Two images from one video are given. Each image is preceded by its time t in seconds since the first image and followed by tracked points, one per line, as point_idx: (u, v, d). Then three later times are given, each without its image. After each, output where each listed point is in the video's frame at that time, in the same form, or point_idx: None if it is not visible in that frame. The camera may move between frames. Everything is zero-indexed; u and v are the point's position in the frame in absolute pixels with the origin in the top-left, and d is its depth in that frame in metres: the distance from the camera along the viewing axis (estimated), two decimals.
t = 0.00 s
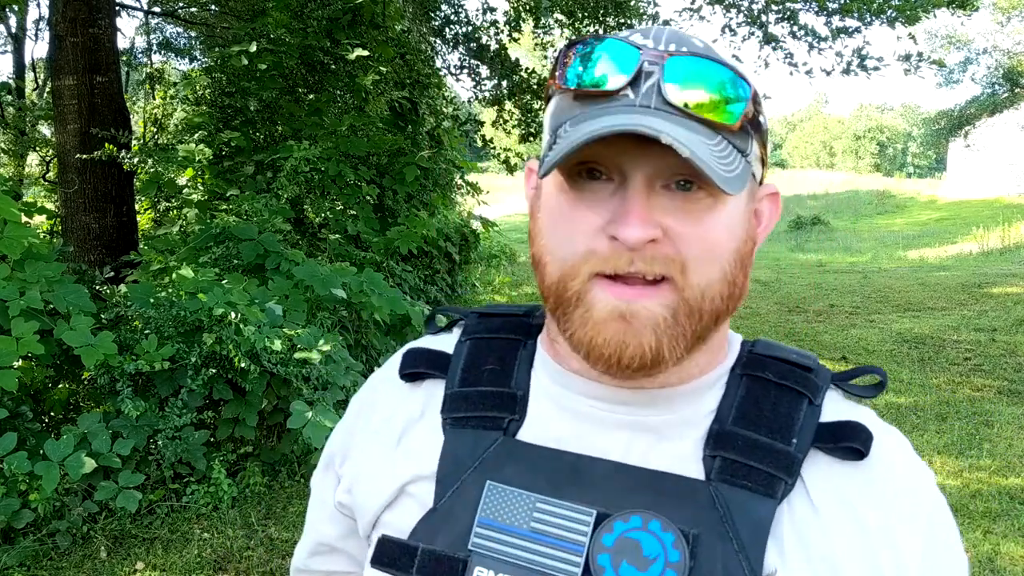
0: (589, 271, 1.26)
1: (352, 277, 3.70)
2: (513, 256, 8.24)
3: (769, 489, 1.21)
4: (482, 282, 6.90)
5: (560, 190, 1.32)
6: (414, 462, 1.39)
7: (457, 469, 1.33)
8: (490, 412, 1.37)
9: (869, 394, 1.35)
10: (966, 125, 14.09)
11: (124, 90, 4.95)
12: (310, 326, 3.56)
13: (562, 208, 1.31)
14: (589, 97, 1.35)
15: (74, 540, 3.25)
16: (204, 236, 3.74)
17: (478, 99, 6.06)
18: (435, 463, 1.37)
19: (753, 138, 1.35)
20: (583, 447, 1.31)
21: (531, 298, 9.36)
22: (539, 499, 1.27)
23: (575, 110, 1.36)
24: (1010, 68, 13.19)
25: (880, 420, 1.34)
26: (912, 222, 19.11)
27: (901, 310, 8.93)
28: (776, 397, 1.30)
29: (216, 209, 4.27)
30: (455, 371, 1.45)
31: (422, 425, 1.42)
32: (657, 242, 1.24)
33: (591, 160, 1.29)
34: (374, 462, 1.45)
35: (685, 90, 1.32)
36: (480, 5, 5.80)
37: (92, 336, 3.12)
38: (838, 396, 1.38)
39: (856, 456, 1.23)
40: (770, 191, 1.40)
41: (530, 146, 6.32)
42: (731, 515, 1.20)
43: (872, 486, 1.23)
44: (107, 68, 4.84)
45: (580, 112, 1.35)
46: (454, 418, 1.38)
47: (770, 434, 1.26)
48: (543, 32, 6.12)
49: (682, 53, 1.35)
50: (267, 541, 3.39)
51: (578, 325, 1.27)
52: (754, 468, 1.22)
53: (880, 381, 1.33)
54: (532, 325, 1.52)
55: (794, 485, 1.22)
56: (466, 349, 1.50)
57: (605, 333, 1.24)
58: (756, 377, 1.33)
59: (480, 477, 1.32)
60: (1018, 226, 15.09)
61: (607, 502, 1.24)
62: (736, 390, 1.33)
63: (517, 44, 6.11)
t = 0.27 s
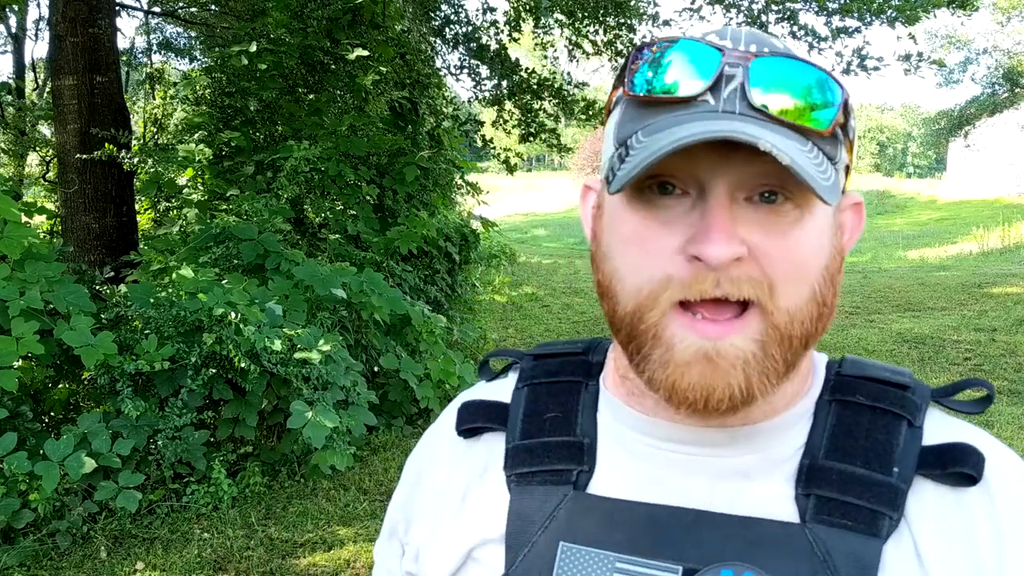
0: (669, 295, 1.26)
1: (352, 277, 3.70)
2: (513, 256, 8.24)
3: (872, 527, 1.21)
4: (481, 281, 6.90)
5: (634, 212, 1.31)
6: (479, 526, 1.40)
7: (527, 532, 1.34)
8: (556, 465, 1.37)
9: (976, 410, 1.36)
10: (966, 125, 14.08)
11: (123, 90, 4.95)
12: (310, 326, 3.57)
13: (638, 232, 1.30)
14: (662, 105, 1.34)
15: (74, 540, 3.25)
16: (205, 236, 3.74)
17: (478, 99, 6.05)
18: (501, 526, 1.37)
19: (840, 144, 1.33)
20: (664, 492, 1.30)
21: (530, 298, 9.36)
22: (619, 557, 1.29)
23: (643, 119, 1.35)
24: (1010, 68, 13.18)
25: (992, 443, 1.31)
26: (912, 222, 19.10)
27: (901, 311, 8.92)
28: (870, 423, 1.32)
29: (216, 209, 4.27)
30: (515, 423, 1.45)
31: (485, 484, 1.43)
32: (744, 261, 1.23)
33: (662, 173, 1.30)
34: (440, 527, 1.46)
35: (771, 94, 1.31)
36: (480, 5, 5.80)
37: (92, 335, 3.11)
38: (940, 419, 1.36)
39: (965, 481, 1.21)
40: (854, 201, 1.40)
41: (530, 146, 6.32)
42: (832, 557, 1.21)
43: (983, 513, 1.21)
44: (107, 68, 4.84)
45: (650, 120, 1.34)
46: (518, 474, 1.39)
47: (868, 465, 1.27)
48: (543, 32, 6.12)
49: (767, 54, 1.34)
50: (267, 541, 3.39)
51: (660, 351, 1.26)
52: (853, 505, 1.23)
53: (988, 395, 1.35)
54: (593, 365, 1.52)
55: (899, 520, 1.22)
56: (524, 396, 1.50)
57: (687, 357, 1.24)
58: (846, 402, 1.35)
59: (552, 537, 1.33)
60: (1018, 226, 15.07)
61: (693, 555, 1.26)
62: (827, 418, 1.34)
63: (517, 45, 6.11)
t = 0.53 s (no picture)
0: (647, 284, 1.24)
1: (352, 277, 3.70)
2: (513, 256, 8.25)
3: (923, 533, 1.13)
4: (481, 281, 6.90)
5: (612, 204, 1.32)
6: (504, 528, 1.41)
7: (552, 534, 1.33)
8: (582, 464, 1.37)
9: None
10: (966, 126, 14.07)
11: (123, 91, 4.95)
12: (310, 326, 3.57)
13: (617, 224, 1.31)
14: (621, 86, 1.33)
15: (74, 540, 3.25)
16: (205, 236, 3.75)
17: (478, 99, 6.05)
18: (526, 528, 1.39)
19: (820, 94, 1.27)
20: (697, 497, 1.28)
21: (530, 298, 9.36)
22: (645, 564, 1.25)
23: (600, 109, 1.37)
24: (1010, 68, 13.18)
25: None
26: (912, 222, 19.09)
27: (901, 311, 8.92)
28: (921, 418, 1.24)
29: (216, 209, 4.27)
30: (541, 418, 1.47)
31: (509, 485, 1.45)
32: (721, 241, 1.20)
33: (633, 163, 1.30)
34: (465, 530, 1.48)
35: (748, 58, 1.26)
36: (479, 5, 5.79)
37: (92, 336, 3.12)
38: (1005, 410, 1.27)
39: None
40: (865, 156, 1.31)
41: (530, 146, 6.32)
42: (876, 563, 1.14)
43: None
44: (107, 68, 4.84)
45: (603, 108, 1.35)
46: (544, 474, 1.39)
47: (918, 464, 1.19)
48: (543, 32, 6.11)
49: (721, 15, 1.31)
50: (267, 541, 3.39)
51: (645, 345, 1.25)
52: (901, 508, 1.16)
53: None
54: (622, 360, 1.52)
55: (953, 524, 1.14)
56: (551, 392, 1.51)
57: (662, 348, 1.22)
58: (896, 396, 1.28)
59: (578, 541, 1.31)
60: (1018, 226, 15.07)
61: (730, 559, 1.21)
62: (874, 413, 1.27)
63: (517, 44, 6.11)
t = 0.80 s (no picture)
0: (682, 315, 1.15)
1: (352, 277, 3.69)
2: (513, 255, 8.26)
3: None
4: (481, 281, 6.91)
5: (639, 225, 1.21)
6: (514, 563, 1.28)
7: None
8: (594, 499, 1.25)
9: None
10: (966, 126, 14.08)
11: (124, 91, 4.95)
12: (310, 326, 3.57)
13: (644, 247, 1.20)
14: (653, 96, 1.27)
15: (74, 540, 3.25)
16: (204, 236, 3.74)
17: (478, 99, 6.05)
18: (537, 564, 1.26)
19: (878, 114, 1.22)
20: (714, 538, 1.18)
21: (530, 298, 9.38)
22: None
23: (638, 118, 1.28)
24: (1010, 68, 13.20)
25: None
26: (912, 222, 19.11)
27: (901, 310, 8.93)
28: (952, 449, 1.13)
29: (216, 209, 4.27)
30: (548, 445, 1.34)
31: (519, 512, 1.33)
32: (770, 276, 1.12)
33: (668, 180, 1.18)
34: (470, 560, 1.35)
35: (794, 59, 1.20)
36: (480, 5, 5.80)
37: (92, 336, 3.11)
38: None
39: None
40: (909, 175, 1.28)
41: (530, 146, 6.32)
42: None
43: None
44: (107, 68, 4.84)
45: (643, 119, 1.27)
46: (552, 507, 1.27)
47: (947, 504, 1.10)
48: (543, 32, 6.12)
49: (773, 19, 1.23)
50: (267, 541, 3.39)
51: (678, 381, 1.16)
52: (929, 556, 1.07)
53: None
54: (632, 380, 1.41)
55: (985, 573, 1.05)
56: (558, 414, 1.38)
57: (703, 389, 1.13)
58: (924, 424, 1.18)
59: None
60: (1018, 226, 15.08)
61: None
62: (902, 446, 1.17)
63: (517, 44, 6.12)
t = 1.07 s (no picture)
0: (799, 296, 1.11)
1: (352, 277, 3.69)
2: (513, 256, 8.26)
3: (945, 559, 1.10)
4: (481, 281, 6.91)
5: (751, 205, 1.16)
6: (516, 543, 1.32)
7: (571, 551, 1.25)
8: (600, 479, 1.30)
9: None
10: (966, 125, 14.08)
11: (123, 90, 4.95)
12: (310, 326, 3.57)
13: (752, 229, 1.15)
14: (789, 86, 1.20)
15: (74, 540, 3.25)
16: (205, 236, 3.74)
17: (478, 99, 6.05)
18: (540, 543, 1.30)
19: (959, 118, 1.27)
20: (733, 516, 1.20)
21: (530, 298, 9.37)
22: None
23: (771, 105, 1.20)
24: (1010, 68, 13.20)
25: None
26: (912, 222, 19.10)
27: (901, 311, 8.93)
28: (946, 440, 1.19)
29: (216, 209, 4.27)
30: (555, 431, 1.38)
31: (522, 496, 1.37)
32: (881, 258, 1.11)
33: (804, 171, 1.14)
34: (477, 542, 1.39)
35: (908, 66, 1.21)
36: (479, 5, 5.80)
37: (92, 336, 3.12)
38: None
39: None
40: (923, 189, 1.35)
41: (530, 146, 6.32)
42: None
43: None
44: (107, 68, 4.84)
45: (781, 106, 1.20)
46: (560, 488, 1.31)
47: (942, 487, 1.15)
48: (543, 32, 6.12)
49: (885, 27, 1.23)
50: (267, 541, 3.39)
51: (786, 363, 1.12)
52: (924, 533, 1.12)
53: None
54: (638, 370, 1.44)
55: (975, 551, 1.10)
56: (565, 402, 1.42)
57: (816, 369, 1.10)
58: (920, 417, 1.24)
59: (596, 558, 1.24)
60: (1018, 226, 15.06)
61: None
62: (899, 435, 1.23)
63: (517, 44, 6.12)
